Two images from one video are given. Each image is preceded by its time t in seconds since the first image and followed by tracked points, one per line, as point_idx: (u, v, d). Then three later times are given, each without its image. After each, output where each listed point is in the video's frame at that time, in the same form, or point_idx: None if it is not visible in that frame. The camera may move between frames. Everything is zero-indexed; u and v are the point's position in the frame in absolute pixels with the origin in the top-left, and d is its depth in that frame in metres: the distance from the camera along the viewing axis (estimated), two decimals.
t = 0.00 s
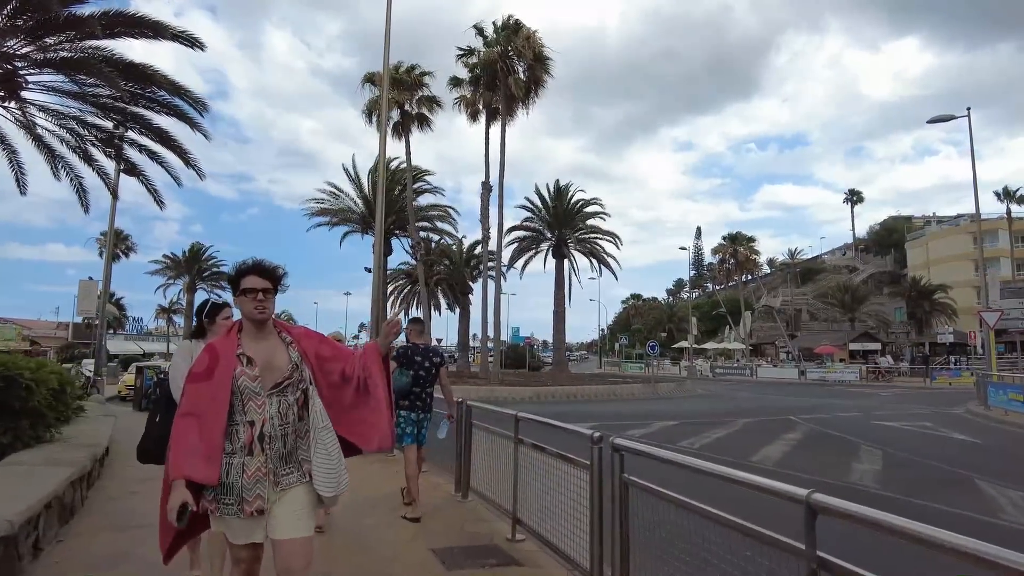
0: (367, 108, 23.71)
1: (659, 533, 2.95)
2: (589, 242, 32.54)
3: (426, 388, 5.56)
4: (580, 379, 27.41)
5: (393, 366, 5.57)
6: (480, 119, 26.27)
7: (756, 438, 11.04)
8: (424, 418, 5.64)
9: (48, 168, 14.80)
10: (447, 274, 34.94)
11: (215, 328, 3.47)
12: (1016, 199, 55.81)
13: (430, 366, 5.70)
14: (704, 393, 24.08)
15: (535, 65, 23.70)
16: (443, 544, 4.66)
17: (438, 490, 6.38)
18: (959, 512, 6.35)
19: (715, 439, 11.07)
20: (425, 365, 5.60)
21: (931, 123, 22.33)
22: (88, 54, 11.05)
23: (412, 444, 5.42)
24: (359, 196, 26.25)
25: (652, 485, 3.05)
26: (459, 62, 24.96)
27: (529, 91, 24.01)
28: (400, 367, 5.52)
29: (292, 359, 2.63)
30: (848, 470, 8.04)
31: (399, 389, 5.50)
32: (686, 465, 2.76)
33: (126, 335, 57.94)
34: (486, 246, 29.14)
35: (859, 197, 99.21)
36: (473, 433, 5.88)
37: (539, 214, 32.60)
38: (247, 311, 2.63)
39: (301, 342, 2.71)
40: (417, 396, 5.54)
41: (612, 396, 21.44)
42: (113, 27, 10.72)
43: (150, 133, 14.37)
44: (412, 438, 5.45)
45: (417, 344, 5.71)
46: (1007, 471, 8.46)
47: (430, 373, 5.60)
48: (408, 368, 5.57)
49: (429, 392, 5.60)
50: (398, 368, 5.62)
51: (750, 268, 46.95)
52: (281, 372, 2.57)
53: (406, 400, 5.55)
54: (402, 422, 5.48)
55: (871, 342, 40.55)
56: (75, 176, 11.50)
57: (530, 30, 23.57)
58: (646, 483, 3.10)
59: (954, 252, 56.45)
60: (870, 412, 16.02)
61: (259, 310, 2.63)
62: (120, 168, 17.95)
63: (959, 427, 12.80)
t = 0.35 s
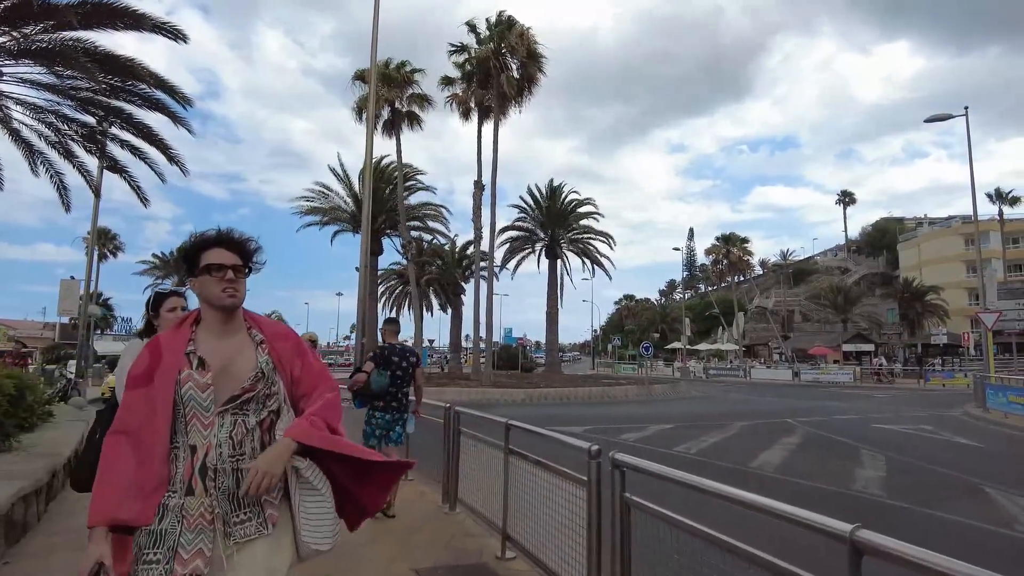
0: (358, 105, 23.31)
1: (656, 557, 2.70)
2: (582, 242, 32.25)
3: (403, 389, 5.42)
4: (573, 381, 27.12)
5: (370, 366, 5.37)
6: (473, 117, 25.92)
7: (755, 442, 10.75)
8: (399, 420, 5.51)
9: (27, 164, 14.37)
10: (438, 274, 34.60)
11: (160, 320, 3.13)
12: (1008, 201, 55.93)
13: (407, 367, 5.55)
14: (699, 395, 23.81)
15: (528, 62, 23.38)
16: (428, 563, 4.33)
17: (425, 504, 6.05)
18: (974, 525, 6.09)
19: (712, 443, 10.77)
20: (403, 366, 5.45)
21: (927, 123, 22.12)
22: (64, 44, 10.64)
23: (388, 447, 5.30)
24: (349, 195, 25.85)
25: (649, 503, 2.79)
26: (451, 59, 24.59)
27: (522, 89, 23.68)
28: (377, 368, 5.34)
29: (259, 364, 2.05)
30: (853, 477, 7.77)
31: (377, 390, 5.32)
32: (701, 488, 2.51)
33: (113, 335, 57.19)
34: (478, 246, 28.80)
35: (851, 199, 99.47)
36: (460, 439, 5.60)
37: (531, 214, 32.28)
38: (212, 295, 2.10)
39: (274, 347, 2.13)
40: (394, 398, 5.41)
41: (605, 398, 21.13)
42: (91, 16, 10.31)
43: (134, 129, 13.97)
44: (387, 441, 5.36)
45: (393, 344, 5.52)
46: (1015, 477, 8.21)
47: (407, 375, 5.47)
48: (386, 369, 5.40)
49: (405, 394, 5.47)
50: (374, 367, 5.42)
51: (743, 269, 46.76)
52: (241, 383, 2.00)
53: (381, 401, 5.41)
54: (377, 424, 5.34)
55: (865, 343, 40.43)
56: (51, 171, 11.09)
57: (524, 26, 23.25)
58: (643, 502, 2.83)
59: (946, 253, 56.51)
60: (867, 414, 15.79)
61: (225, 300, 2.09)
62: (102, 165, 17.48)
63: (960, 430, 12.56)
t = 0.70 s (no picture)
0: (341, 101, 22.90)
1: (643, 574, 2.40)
2: (569, 241, 32.01)
3: (359, 389, 5.20)
4: (560, 381, 26.84)
5: (322, 370, 5.26)
6: (458, 114, 25.58)
7: (745, 442, 10.48)
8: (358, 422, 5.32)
9: None
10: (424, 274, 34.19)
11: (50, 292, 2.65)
12: (991, 201, 56.37)
13: (362, 367, 5.39)
14: (686, 394, 23.64)
15: (514, 58, 23.09)
16: None
17: (400, 513, 5.70)
18: (974, 528, 5.89)
19: (700, 443, 10.51)
20: (356, 366, 5.29)
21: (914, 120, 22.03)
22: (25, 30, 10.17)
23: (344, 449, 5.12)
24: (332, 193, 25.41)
25: (634, 514, 2.49)
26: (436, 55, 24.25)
27: (508, 85, 23.39)
28: (329, 371, 5.19)
29: (73, 378, 1.50)
30: (847, 478, 7.54)
31: (330, 392, 5.15)
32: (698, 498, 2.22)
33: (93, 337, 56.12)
34: (464, 246, 28.46)
35: (836, 198, 100.16)
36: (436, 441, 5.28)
37: (518, 213, 31.99)
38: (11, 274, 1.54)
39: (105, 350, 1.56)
40: (349, 399, 5.21)
41: (593, 398, 20.85)
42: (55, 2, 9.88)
43: (106, 123, 13.49)
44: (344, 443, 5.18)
45: (347, 344, 5.37)
46: (1010, 476, 8.04)
47: (361, 374, 5.29)
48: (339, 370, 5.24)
49: (362, 394, 5.26)
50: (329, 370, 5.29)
51: (730, 268, 46.72)
52: (40, 412, 1.47)
53: (338, 403, 5.25)
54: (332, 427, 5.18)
55: (852, 342, 40.48)
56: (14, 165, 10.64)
57: (510, 21, 22.94)
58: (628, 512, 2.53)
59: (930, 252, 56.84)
60: (856, 414, 15.63)
61: (28, 283, 1.54)
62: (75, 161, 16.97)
63: (951, 429, 12.41)
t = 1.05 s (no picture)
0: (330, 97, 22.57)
1: None
2: (562, 239, 31.72)
3: (320, 388, 5.56)
4: (553, 381, 26.51)
5: (281, 370, 5.57)
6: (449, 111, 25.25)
7: (740, 444, 10.23)
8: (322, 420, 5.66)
9: None
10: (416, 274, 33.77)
11: None
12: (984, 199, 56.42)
13: (324, 368, 5.71)
14: (680, 394, 23.37)
15: (506, 54, 22.78)
16: None
17: (383, 523, 5.39)
18: (984, 533, 5.64)
19: (696, 445, 10.23)
20: (317, 366, 5.63)
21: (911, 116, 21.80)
22: None
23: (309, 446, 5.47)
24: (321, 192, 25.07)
25: (632, 537, 2.19)
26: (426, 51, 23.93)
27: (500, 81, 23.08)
28: (289, 370, 5.53)
29: None
30: (849, 481, 7.27)
31: (291, 392, 5.49)
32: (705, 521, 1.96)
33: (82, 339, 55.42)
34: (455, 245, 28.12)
35: (829, 198, 100.23)
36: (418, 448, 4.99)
37: (510, 211, 31.67)
38: None
39: None
40: (311, 397, 5.54)
41: (587, 399, 20.56)
42: None
43: (85, 118, 13.16)
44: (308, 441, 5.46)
45: (308, 345, 5.71)
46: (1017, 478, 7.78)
47: (322, 374, 5.62)
48: (299, 371, 5.57)
49: (324, 393, 5.61)
50: (289, 370, 5.62)
51: (723, 268, 46.55)
52: None
53: (300, 402, 5.55)
54: (298, 426, 5.48)
55: (846, 341, 40.34)
56: None
57: (501, 17, 22.62)
58: (626, 535, 2.24)
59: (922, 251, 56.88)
60: (854, 414, 15.37)
61: None
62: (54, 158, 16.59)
63: (951, 429, 12.17)
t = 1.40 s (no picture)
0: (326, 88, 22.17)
1: None
2: (562, 235, 31.35)
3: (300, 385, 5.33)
4: (552, 378, 26.17)
5: (261, 365, 5.27)
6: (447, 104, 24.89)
7: (748, 443, 9.87)
8: (301, 416, 5.47)
9: None
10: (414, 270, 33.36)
11: None
12: (985, 197, 56.13)
13: (304, 362, 5.45)
14: (681, 392, 23.04)
15: (505, 45, 22.36)
16: None
17: (375, 529, 5.04)
18: (1019, 541, 5.27)
19: (704, 445, 9.86)
20: (297, 362, 5.36)
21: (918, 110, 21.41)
22: None
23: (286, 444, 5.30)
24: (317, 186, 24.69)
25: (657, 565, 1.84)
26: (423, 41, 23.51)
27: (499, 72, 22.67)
28: (268, 366, 5.24)
29: None
30: (866, 484, 6.92)
31: (270, 387, 5.24)
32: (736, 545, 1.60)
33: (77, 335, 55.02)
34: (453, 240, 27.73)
35: (829, 195, 99.88)
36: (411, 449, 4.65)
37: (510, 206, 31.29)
38: None
39: None
40: (291, 394, 5.32)
41: (587, 397, 20.21)
42: None
43: (71, 105, 12.80)
44: (289, 438, 5.31)
45: (289, 339, 5.41)
46: None
47: (302, 370, 5.37)
48: (279, 366, 5.29)
49: (303, 390, 5.40)
50: (269, 364, 5.33)
51: (723, 265, 46.22)
52: None
53: (279, 398, 5.34)
54: (277, 422, 5.29)
55: (847, 338, 40.04)
56: None
57: (501, 7, 22.18)
58: (653, 562, 1.87)
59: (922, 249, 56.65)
60: (860, 412, 15.02)
61: None
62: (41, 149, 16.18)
63: (963, 428, 11.82)
